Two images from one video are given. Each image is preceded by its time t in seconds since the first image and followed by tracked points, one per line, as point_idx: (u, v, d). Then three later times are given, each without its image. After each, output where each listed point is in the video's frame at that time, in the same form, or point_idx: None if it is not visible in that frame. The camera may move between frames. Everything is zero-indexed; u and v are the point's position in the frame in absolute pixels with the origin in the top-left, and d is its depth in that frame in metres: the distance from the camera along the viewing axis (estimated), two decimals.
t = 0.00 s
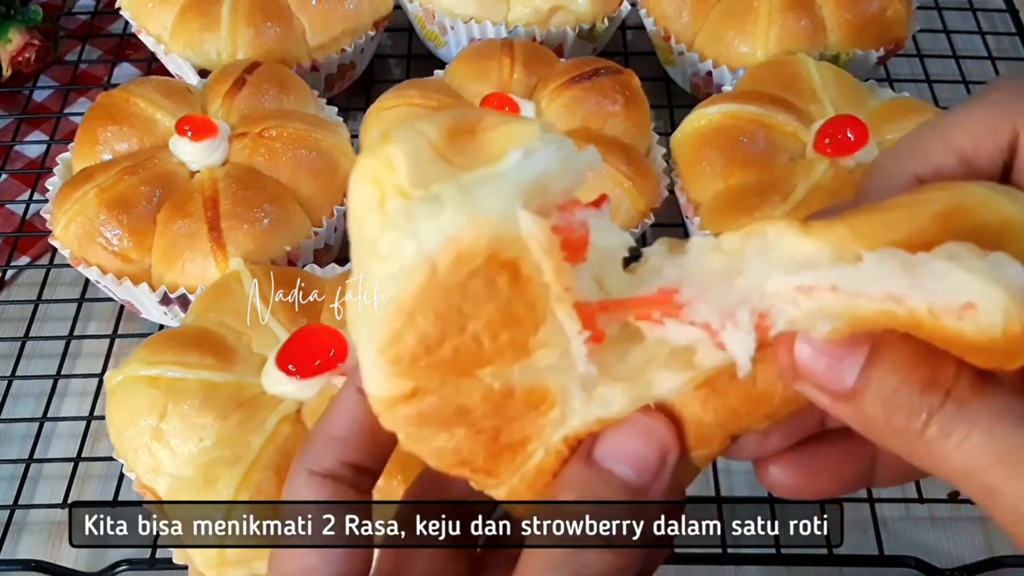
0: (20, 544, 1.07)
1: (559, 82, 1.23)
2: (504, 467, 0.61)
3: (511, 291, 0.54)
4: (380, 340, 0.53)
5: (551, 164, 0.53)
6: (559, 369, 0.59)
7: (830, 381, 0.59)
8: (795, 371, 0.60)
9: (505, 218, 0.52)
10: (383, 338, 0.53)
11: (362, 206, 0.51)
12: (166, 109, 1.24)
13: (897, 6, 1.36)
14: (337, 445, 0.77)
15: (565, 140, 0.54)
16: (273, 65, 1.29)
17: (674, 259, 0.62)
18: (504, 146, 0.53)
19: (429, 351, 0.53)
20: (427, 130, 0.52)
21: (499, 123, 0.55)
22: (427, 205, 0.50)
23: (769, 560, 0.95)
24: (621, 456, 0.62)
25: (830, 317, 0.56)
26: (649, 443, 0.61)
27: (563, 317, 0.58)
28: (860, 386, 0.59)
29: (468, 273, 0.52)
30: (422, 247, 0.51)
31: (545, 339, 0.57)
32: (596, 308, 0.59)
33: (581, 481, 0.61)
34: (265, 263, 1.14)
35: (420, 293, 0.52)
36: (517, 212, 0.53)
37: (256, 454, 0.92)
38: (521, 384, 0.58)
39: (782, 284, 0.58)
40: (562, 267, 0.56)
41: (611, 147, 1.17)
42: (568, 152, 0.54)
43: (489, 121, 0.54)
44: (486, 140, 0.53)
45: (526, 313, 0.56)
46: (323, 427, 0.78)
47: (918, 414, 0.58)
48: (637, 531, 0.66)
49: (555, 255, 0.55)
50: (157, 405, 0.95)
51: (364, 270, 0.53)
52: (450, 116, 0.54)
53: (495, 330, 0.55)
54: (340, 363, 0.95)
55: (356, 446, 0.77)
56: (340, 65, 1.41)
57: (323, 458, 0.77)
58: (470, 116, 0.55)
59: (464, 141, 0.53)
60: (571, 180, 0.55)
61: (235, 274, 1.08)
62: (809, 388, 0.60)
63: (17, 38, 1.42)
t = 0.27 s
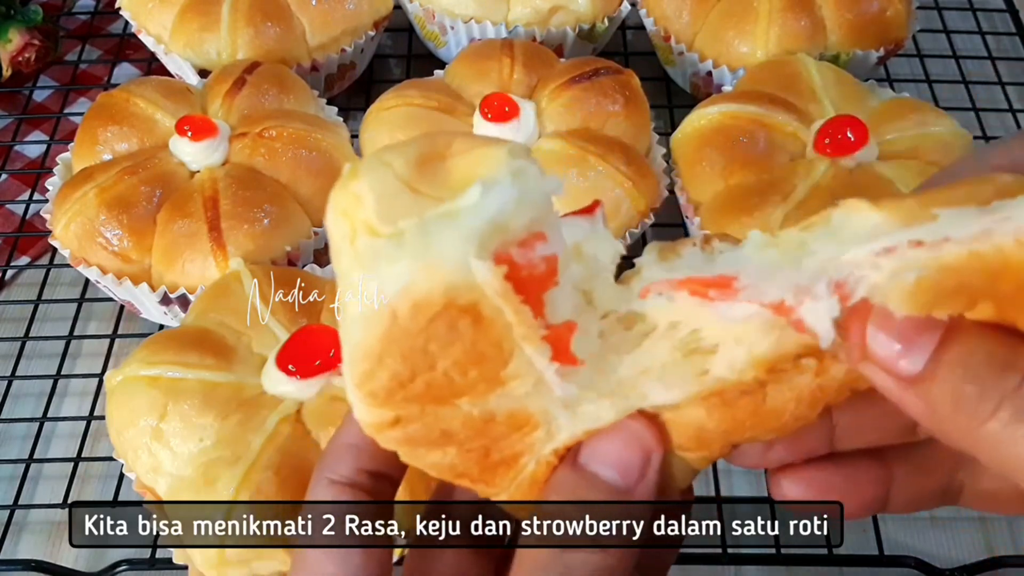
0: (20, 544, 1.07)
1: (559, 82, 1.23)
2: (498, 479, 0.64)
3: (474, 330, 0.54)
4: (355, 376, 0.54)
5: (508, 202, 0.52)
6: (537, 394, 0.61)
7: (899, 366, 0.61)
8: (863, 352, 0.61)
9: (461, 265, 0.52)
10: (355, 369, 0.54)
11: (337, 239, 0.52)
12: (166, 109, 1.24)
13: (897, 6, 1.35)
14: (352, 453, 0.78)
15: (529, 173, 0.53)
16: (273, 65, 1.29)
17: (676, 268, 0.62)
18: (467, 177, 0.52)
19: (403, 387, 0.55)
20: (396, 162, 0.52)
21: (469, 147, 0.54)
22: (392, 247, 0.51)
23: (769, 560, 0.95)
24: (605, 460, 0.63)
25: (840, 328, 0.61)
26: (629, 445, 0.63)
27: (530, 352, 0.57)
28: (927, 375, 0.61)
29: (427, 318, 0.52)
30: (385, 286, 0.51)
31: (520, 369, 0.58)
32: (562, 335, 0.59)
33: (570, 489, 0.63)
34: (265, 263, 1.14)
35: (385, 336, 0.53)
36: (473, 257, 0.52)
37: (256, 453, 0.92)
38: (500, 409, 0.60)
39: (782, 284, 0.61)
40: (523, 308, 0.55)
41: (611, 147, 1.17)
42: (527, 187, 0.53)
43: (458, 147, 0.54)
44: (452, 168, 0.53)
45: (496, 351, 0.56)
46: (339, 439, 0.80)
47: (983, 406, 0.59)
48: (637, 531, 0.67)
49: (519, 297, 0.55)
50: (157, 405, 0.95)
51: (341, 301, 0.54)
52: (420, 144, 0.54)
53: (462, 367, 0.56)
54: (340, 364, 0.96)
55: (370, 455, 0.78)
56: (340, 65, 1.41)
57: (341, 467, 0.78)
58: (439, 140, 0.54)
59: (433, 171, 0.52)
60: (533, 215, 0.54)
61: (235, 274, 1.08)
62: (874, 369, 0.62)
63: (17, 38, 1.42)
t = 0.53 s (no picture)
0: (20, 544, 1.07)
1: (559, 82, 1.23)
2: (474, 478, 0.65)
3: (451, 351, 0.57)
4: (331, 389, 0.56)
5: (486, 221, 0.55)
6: (513, 404, 0.62)
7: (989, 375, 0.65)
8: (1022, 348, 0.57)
9: (438, 287, 0.54)
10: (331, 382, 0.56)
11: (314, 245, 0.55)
12: (166, 109, 1.24)
13: (897, 6, 1.35)
14: (336, 450, 0.78)
15: (504, 188, 0.56)
16: (273, 65, 1.29)
17: (662, 274, 0.64)
18: (443, 192, 0.55)
19: (379, 399, 0.57)
20: (373, 169, 0.54)
21: (446, 154, 0.56)
22: (367, 260, 0.53)
23: (768, 560, 0.96)
24: (575, 457, 0.64)
25: (793, 377, 0.62)
26: (597, 443, 0.63)
27: (507, 369, 0.59)
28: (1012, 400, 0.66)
29: (402, 339, 0.55)
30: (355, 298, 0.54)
31: (492, 384, 0.59)
32: (531, 350, 0.60)
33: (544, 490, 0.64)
34: (265, 263, 1.14)
35: (362, 353, 0.55)
36: (450, 280, 0.55)
37: (257, 453, 0.92)
38: (475, 417, 0.61)
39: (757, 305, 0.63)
40: (501, 334, 0.58)
41: (611, 147, 1.17)
42: (503, 205, 0.56)
43: (435, 154, 0.56)
44: (430, 175, 0.55)
45: (467, 374, 0.58)
46: (325, 436, 0.80)
47: None
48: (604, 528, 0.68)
49: (492, 317, 0.57)
50: (157, 405, 0.95)
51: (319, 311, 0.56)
52: (397, 151, 0.56)
53: (439, 384, 0.58)
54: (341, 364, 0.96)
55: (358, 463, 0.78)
56: (340, 65, 1.41)
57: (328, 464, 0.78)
58: (418, 146, 0.57)
59: (409, 179, 0.55)
60: (509, 233, 0.57)
61: (235, 274, 1.08)
62: None
63: (17, 38, 1.42)
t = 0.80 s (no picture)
0: (20, 544, 1.07)
1: (559, 82, 1.23)
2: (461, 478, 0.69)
3: (383, 404, 0.61)
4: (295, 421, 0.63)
5: (397, 289, 0.61)
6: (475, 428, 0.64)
7: None
8: None
9: (368, 341, 0.60)
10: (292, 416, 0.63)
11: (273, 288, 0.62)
12: (167, 109, 1.24)
13: (897, 6, 1.35)
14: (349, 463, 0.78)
15: (426, 240, 0.62)
16: (273, 65, 1.29)
17: (609, 280, 0.66)
18: (374, 242, 0.61)
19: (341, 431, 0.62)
20: (311, 221, 0.61)
21: (377, 200, 0.62)
22: (305, 314, 0.60)
23: (769, 559, 0.96)
24: (561, 463, 0.69)
25: (691, 401, 0.64)
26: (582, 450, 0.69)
27: (456, 412, 0.63)
28: None
29: (351, 382, 0.60)
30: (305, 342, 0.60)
31: (436, 409, 0.62)
32: (476, 379, 0.63)
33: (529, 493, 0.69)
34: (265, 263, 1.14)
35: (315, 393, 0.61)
36: (368, 347, 0.60)
37: (257, 453, 0.92)
38: (439, 441, 0.64)
39: (686, 310, 0.65)
40: (416, 377, 0.61)
41: (611, 147, 1.17)
42: (413, 272, 0.62)
43: (372, 197, 0.62)
44: (362, 226, 0.61)
45: (410, 416, 0.61)
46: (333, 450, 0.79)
47: None
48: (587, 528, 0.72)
49: (413, 369, 0.61)
50: (157, 405, 0.95)
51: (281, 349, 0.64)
52: (332, 196, 0.61)
53: (384, 426, 0.62)
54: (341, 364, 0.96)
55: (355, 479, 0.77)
56: (340, 65, 1.41)
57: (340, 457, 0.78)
58: (353, 190, 0.62)
59: (343, 231, 0.61)
60: (431, 288, 0.62)
61: (235, 274, 1.08)
62: None
63: (17, 38, 1.42)
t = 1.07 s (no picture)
0: (20, 544, 1.07)
1: (559, 82, 1.23)
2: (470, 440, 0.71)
3: (394, 365, 0.63)
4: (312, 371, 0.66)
5: (415, 257, 0.62)
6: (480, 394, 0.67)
7: None
8: None
9: (390, 303, 0.62)
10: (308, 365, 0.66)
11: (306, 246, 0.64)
12: (166, 109, 1.24)
13: (897, 6, 1.35)
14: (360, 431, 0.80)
15: (453, 212, 0.63)
16: (273, 65, 1.29)
17: (620, 259, 0.68)
18: (404, 208, 0.63)
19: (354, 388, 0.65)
20: (346, 182, 0.62)
21: (410, 168, 0.63)
22: (329, 269, 0.62)
23: (769, 559, 0.96)
24: (563, 438, 0.68)
25: (677, 384, 0.66)
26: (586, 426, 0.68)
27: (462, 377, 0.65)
28: None
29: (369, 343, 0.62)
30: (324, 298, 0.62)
31: (442, 373, 0.64)
32: (488, 348, 0.66)
33: (531, 470, 0.68)
34: (265, 263, 1.14)
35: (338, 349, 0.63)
36: (385, 310, 0.62)
37: (257, 453, 0.92)
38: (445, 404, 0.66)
39: (683, 296, 0.67)
40: (427, 343, 0.63)
41: (611, 147, 1.17)
42: (433, 243, 0.63)
43: (404, 165, 0.63)
44: (393, 191, 0.63)
45: (419, 376, 0.64)
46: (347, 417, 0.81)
47: None
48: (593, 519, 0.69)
49: (426, 334, 0.63)
50: (157, 405, 0.95)
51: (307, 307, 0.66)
52: (367, 161, 0.62)
53: (395, 383, 0.64)
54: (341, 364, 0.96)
55: (363, 437, 0.80)
56: (340, 65, 1.41)
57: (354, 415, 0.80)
58: (389, 156, 0.63)
59: (376, 195, 0.62)
60: (448, 262, 0.64)
61: (235, 274, 1.08)
62: None
63: (17, 38, 1.42)
